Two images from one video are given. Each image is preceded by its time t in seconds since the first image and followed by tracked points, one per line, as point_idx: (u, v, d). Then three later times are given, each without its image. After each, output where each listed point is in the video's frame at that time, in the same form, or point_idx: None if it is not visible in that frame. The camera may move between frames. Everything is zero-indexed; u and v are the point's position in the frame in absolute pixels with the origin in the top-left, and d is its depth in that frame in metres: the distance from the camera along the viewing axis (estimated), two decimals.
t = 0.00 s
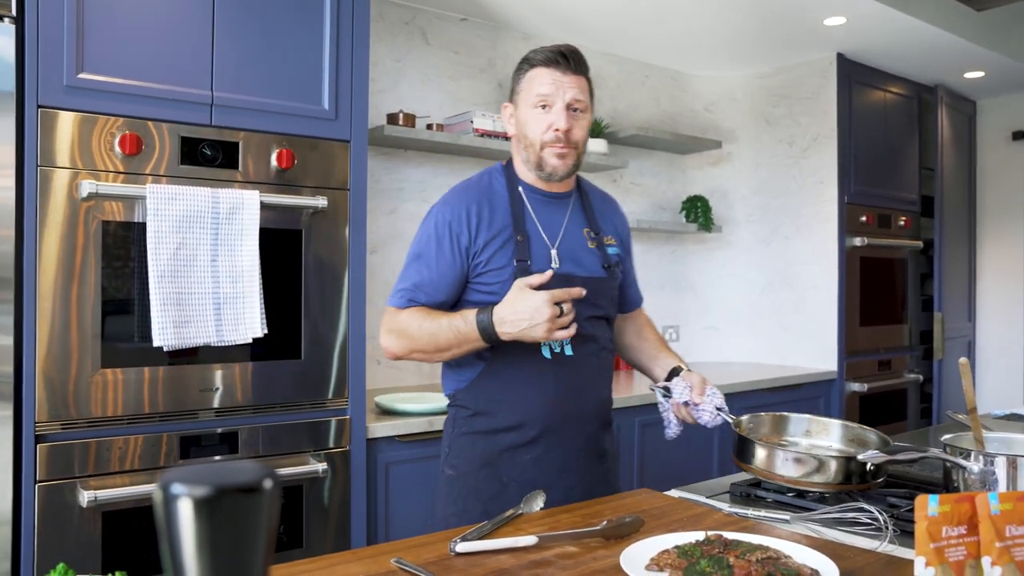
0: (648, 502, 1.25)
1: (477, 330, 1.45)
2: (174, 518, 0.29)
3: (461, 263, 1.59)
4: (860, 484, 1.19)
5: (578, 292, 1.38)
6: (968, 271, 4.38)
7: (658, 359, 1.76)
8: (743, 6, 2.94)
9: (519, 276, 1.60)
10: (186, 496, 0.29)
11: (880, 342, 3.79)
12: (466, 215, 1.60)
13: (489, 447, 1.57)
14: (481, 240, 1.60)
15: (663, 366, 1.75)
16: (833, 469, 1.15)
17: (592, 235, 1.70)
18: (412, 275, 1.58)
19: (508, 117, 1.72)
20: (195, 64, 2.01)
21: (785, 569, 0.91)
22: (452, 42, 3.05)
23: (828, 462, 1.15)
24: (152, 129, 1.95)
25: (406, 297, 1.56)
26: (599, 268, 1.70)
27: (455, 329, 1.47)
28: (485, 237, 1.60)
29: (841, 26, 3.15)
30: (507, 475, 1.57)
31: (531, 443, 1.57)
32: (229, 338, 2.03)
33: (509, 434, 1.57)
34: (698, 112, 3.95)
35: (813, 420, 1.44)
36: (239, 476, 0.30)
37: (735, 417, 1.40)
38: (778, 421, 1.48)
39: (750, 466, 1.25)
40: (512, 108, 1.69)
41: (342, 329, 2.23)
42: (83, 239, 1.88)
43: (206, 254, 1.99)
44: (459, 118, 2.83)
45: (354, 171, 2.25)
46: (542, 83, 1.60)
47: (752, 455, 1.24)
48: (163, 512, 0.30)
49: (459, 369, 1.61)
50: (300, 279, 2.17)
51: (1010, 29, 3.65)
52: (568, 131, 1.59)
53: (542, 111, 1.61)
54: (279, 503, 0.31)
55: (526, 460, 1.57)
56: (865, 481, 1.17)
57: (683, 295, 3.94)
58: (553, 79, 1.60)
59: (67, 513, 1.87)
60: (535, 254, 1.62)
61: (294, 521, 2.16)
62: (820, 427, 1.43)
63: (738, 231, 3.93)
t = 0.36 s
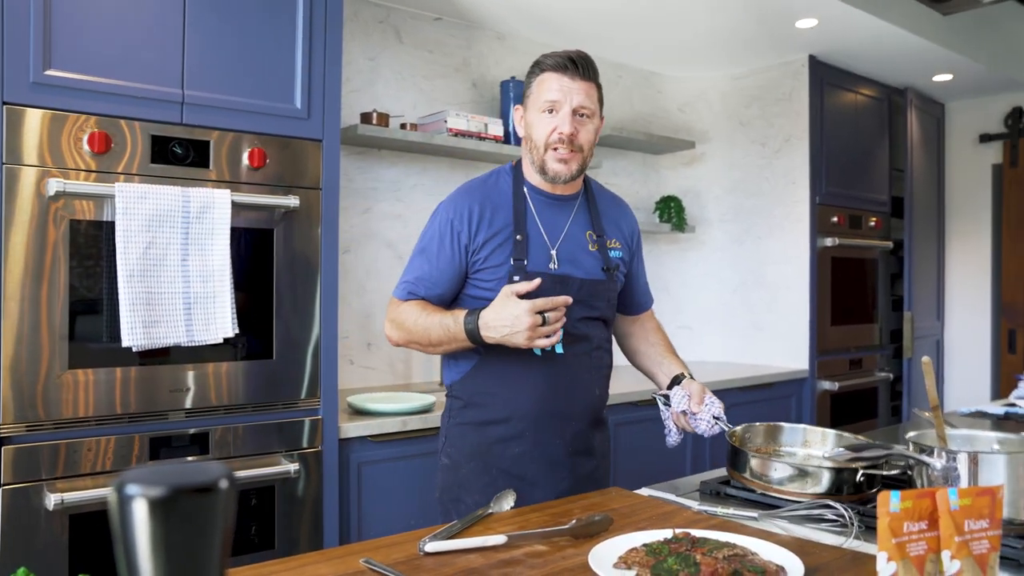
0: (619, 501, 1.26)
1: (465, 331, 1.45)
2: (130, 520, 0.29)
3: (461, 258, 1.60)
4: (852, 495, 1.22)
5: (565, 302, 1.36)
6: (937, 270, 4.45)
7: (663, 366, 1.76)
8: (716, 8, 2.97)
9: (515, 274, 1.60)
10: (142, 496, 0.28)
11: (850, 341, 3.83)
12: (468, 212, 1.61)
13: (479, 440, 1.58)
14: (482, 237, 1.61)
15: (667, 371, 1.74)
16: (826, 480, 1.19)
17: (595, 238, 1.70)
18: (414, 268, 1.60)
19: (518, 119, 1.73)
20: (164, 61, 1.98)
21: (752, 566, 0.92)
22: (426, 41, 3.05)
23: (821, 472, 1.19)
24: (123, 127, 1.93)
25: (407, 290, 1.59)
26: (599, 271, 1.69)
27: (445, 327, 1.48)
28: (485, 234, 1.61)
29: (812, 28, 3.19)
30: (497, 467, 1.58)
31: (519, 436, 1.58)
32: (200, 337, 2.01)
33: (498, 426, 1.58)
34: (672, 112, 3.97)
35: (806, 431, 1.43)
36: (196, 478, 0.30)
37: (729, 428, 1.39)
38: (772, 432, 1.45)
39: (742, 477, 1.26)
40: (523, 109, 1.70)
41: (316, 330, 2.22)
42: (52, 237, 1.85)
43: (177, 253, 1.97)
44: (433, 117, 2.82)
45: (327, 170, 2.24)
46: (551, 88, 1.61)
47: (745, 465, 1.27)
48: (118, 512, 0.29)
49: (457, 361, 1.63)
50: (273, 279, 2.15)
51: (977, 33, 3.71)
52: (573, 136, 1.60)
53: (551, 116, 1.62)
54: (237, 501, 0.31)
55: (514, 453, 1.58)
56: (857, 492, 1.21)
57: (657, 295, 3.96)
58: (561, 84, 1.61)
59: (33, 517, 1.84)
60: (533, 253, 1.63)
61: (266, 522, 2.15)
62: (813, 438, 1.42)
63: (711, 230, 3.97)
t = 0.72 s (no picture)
0: (602, 500, 1.26)
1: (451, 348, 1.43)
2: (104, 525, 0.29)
3: (445, 266, 1.58)
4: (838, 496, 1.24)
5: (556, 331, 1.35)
6: (915, 269, 4.50)
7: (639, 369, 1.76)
8: (698, 8, 2.97)
9: (504, 283, 1.60)
10: (117, 499, 0.28)
11: (830, 339, 3.86)
12: (453, 219, 1.58)
13: (471, 443, 1.58)
14: (467, 245, 1.59)
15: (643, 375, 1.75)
16: (811, 484, 1.22)
17: (576, 238, 1.71)
18: (394, 273, 1.55)
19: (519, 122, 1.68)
20: (142, 58, 1.96)
21: (734, 566, 0.92)
22: (407, 40, 3.03)
23: (805, 476, 1.23)
24: (100, 125, 1.90)
25: (386, 295, 1.53)
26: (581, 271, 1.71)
27: (429, 343, 1.45)
28: (471, 243, 1.60)
29: (792, 28, 3.21)
30: (491, 470, 1.57)
31: (516, 438, 1.58)
32: (179, 337, 1.99)
33: (490, 430, 1.57)
34: (653, 112, 3.98)
35: (789, 442, 1.42)
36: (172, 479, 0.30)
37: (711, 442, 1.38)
38: (753, 445, 1.43)
39: (729, 485, 1.29)
40: (529, 118, 1.66)
41: (297, 330, 2.21)
42: (29, 236, 1.83)
43: (155, 253, 1.95)
44: (414, 116, 2.81)
45: (307, 169, 2.22)
46: (583, 111, 1.61)
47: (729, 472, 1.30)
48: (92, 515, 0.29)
49: (441, 371, 1.62)
50: (254, 279, 2.13)
51: (954, 34, 3.76)
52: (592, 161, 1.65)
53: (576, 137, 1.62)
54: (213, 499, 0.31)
55: (509, 456, 1.58)
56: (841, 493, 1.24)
57: (639, 294, 3.97)
58: (593, 109, 1.62)
59: (8, 520, 1.81)
60: (520, 260, 1.63)
61: (246, 523, 2.13)
62: (796, 448, 1.41)
63: (692, 230, 3.99)
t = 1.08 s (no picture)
0: (588, 498, 1.25)
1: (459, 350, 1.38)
2: (78, 533, 0.26)
3: (488, 266, 1.58)
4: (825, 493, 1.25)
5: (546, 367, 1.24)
6: (899, 267, 4.53)
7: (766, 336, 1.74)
8: (685, 5, 2.98)
9: (543, 288, 1.60)
10: (93, 504, 0.26)
11: (815, 337, 3.88)
12: (502, 221, 1.59)
13: (499, 438, 1.61)
14: (512, 249, 1.60)
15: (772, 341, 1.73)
16: (798, 480, 1.23)
17: (620, 247, 1.69)
18: (436, 265, 1.57)
19: (571, 131, 1.68)
20: (123, 53, 1.93)
21: (722, 563, 0.92)
22: (393, 36, 3.01)
23: (792, 474, 1.23)
24: (82, 121, 1.88)
25: (425, 285, 1.55)
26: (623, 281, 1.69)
27: (443, 341, 1.43)
28: (516, 247, 1.60)
29: (777, 26, 3.21)
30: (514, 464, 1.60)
31: (544, 436, 1.60)
32: (161, 336, 1.97)
33: (519, 428, 1.60)
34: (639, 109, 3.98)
35: (775, 438, 1.42)
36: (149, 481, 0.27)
37: (699, 438, 1.37)
38: (740, 442, 1.43)
39: (715, 483, 1.29)
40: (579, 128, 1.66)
41: (282, 328, 2.19)
42: (9, 233, 1.80)
43: (137, 250, 1.92)
44: (399, 112, 2.80)
45: (291, 166, 2.20)
46: (635, 119, 1.61)
47: (715, 469, 1.30)
48: (65, 520, 0.26)
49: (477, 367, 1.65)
50: (237, 278, 2.11)
51: (937, 33, 3.78)
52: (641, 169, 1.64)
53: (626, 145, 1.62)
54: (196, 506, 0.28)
55: (537, 452, 1.60)
56: (827, 490, 1.24)
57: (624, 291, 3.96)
58: (644, 118, 1.62)
59: None
60: (562, 268, 1.62)
61: (230, 523, 2.11)
62: (782, 445, 1.41)
63: (679, 228, 3.99)
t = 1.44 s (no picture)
0: (566, 492, 1.25)
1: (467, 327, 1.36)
2: (40, 525, 0.28)
3: (509, 246, 1.61)
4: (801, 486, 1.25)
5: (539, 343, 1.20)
6: (876, 261, 4.57)
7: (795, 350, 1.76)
8: None
9: (553, 275, 1.63)
10: (53, 498, 0.27)
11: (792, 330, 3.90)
12: (525, 204, 1.61)
13: (491, 415, 1.65)
14: (533, 231, 1.62)
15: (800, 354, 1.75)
16: (776, 473, 1.23)
17: (640, 248, 1.70)
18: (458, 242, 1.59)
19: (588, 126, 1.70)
20: (95, 39, 1.89)
21: (700, 557, 0.91)
22: (372, 25, 2.98)
23: (770, 467, 1.23)
24: (56, 108, 1.84)
25: (446, 261, 1.57)
26: (639, 281, 1.70)
27: (452, 316, 1.41)
28: (536, 229, 1.62)
29: (758, 20, 3.22)
30: (502, 442, 1.64)
31: (533, 420, 1.62)
32: (135, 327, 1.93)
33: (512, 408, 1.64)
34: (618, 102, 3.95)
35: (753, 432, 1.42)
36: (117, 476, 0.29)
37: (678, 431, 1.37)
38: (719, 435, 1.43)
39: (693, 476, 1.29)
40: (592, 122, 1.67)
41: (259, 319, 2.16)
42: None
43: (110, 240, 1.89)
44: (378, 103, 2.77)
45: (268, 156, 2.17)
46: (627, 112, 1.58)
47: (692, 463, 1.30)
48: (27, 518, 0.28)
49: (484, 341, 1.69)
50: (214, 271, 2.08)
51: (915, 29, 3.81)
52: (637, 164, 1.59)
53: (619, 138, 1.59)
54: (159, 496, 0.30)
55: (524, 435, 1.63)
56: (804, 483, 1.24)
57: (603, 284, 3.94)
58: (637, 111, 1.57)
59: None
60: (576, 259, 1.64)
61: (205, 516, 2.09)
62: (760, 438, 1.41)
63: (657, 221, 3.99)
